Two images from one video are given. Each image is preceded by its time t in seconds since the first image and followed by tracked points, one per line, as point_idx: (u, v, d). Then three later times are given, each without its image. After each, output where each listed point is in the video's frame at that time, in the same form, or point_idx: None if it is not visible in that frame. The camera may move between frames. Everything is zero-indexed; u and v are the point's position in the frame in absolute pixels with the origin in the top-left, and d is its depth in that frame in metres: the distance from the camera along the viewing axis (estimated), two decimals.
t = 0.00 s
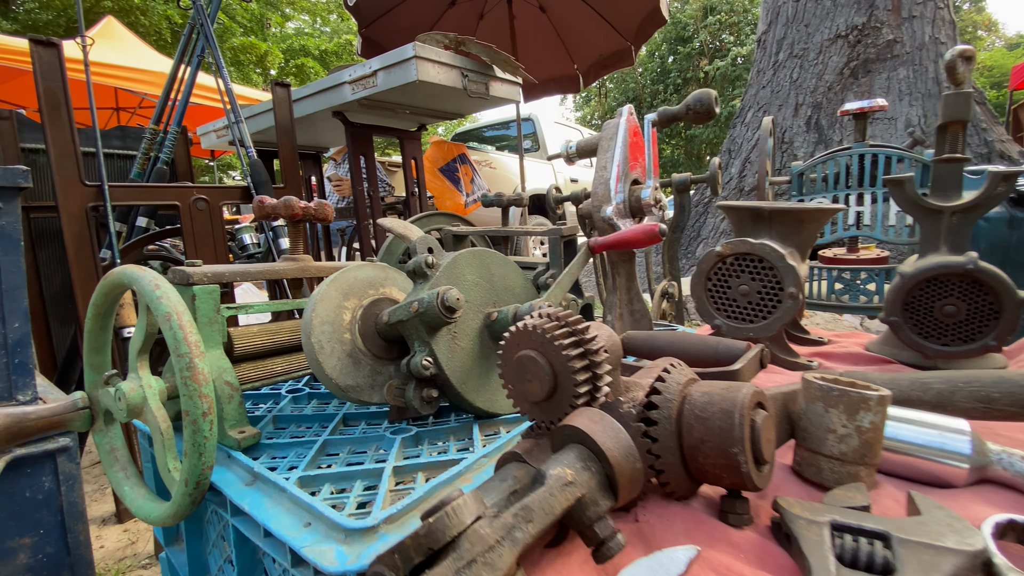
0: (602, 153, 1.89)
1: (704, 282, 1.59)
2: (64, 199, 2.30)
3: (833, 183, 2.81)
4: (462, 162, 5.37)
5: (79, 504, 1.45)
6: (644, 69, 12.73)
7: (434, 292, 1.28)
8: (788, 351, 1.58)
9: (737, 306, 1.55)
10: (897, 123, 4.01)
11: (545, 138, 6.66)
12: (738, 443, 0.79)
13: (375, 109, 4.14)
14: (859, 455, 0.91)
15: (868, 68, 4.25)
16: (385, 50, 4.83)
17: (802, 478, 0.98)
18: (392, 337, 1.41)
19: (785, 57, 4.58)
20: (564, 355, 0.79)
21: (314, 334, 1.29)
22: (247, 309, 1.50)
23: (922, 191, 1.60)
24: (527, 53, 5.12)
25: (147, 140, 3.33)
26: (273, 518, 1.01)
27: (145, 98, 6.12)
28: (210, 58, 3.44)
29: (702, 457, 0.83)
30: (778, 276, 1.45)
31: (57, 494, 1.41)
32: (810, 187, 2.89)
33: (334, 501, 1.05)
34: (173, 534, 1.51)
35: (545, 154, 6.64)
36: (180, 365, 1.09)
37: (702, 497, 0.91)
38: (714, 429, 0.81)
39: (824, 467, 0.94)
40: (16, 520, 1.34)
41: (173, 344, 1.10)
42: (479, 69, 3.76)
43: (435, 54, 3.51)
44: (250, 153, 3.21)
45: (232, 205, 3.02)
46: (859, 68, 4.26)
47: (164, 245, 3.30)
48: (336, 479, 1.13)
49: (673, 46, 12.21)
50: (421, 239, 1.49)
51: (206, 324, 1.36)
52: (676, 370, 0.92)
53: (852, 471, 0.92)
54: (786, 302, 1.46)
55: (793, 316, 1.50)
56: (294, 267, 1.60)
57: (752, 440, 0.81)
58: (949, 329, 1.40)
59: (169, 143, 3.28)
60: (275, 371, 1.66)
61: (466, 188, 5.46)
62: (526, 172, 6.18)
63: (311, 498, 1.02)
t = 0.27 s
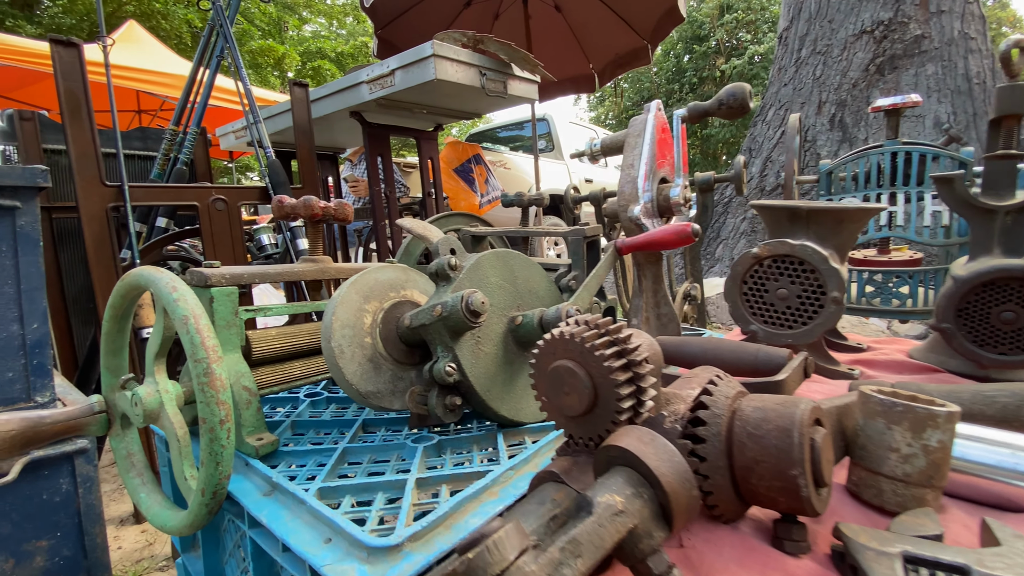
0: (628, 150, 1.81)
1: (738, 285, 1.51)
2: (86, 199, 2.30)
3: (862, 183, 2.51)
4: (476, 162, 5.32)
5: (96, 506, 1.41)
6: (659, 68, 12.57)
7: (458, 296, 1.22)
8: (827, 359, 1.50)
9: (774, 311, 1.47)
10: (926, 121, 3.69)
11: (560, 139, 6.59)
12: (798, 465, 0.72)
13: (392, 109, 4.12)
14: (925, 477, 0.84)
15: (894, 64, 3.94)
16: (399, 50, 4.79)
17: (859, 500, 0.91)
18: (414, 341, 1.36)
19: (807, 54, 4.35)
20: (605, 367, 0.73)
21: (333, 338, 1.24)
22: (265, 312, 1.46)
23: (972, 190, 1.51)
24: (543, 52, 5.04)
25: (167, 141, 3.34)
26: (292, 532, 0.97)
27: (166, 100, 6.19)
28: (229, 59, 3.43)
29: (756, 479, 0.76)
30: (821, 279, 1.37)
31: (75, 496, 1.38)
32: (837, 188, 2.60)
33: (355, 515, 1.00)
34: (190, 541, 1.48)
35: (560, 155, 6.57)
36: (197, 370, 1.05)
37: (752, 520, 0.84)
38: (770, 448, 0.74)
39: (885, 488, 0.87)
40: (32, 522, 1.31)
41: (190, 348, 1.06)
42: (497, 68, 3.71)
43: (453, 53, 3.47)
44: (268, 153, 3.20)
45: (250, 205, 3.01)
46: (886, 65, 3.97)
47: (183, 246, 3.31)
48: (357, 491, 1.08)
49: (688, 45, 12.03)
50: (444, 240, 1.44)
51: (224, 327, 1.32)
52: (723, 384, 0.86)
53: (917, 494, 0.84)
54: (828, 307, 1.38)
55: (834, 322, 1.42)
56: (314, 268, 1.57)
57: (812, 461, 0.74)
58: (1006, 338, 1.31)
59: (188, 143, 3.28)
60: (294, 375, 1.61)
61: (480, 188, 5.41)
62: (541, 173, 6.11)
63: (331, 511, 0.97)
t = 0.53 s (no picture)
0: (660, 146, 1.73)
1: (781, 287, 1.43)
2: (108, 199, 2.28)
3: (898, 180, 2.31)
4: (492, 162, 5.26)
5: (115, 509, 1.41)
6: (676, 67, 12.39)
7: (487, 297, 1.16)
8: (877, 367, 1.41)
9: (820, 315, 1.38)
10: (958, 118, 3.41)
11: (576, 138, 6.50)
12: (879, 490, 0.65)
13: (412, 109, 4.08)
14: (1014, 502, 0.75)
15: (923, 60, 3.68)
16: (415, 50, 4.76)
17: (933, 525, 0.82)
18: (440, 345, 1.31)
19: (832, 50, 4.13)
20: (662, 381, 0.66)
21: (357, 341, 1.19)
22: (286, 313, 1.42)
23: None
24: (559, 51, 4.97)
25: (188, 141, 3.34)
26: (315, 548, 0.91)
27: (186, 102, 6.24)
28: (249, 58, 3.39)
29: (830, 504, 0.68)
30: (872, 281, 1.29)
31: (94, 499, 1.37)
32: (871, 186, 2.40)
33: (382, 530, 0.94)
34: (209, 547, 1.44)
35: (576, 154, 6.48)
36: (217, 374, 1.00)
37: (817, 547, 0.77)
38: (846, 471, 0.67)
39: (966, 514, 0.78)
40: (52, 524, 1.31)
41: (210, 352, 1.01)
42: (518, 64, 3.64)
43: (474, 50, 3.41)
44: (288, 153, 3.18)
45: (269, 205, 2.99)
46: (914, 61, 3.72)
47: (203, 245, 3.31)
48: (383, 504, 1.02)
49: (705, 43, 11.82)
50: (470, 239, 1.38)
51: (244, 329, 1.28)
52: (785, 397, 0.79)
53: (1003, 521, 0.76)
54: (880, 312, 1.29)
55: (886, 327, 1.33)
56: (336, 269, 1.52)
57: (893, 485, 0.66)
58: None
59: (209, 143, 3.27)
60: (315, 379, 1.57)
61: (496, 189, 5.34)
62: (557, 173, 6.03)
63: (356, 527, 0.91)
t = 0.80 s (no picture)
0: (700, 140, 1.65)
1: (836, 289, 1.34)
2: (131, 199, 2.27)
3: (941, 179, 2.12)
4: (508, 162, 5.20)
5: (136, 512, 1.41)
6: (693, 66, 12.19)
7: (525, 300, 1.09)
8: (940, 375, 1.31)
9: (879, 319, 1.29)
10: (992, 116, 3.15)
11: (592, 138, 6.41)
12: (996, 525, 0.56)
13: (432, 108, 4.04)
14: None
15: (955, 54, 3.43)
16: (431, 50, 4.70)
17: None
18: (472, 350, 1.24)
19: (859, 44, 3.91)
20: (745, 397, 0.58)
21: (388, 346, 1.13)
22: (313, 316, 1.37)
23: None
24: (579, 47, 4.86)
25: (210, 142, 3.34)
26: (346, 569, 0.85)
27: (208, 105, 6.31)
28: (270, 58, 3.36)
29: (934, 539, 0.60)
30: (940, 284, 1.19)
31: (116, 501, 1.37)
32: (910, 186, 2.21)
33: (416, 551, 0.88)
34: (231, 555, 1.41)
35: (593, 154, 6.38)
36: (243, 381, 0.95)
37: None
38: (954, 502, 0.58)
39: None
40: (73, 528, 1.31)
41: (235, 357, 0.96)
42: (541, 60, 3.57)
43: (496, 46, 3.34)
44: (309, 153, 3.15)
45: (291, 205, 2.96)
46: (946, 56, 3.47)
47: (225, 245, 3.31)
48: (416, 521, 0.96)
49: (723, 40, 11.60)
50: (504, 238, 1.31)
51: (270, 332, 1.23)
52: (872, 415, 0.71)
53: None
54: (949, 317, 1.18)
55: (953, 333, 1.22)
56: (363, 270, 1.46)
57: (1010, 519, 0.58)
58: None
59: (230, 143, 3.26)
60: (342, 385, 1.52)
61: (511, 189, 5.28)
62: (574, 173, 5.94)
63: (390, 547, 0.85)
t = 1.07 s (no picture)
0: (736, 134, 1.56)
1: (886, 292, 1.25)
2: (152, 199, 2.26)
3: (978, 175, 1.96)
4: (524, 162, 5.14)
5: (156, 515, 1.38)
6: (709, 63, 11.99)
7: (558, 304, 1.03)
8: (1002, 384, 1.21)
9: (935, 324, 1.20)
10: None
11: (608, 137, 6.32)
12: None
13: (451, 106, 4.01)
14: None
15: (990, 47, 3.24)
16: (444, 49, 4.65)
17: None
18: (500, 356, 1.18)
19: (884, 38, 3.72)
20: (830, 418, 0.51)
21: (413, 352, 1.08)
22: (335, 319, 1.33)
23: None
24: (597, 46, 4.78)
25: (230, 142, 3.33)
26: None
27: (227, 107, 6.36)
28: (289, 56, 3.33)
29: None
30: (1006, 287, 1.10)
31: (136, 504, 1.34)
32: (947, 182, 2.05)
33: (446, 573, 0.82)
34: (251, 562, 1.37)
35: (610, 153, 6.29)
36: (264, 389, 0.90)
37: None
38: None
39: None
40: (93, 531, 1.28)
41: (257, 364, 0.91)
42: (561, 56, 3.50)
43: (516, 42, 3.28)
44: (327, 152, 3.13)
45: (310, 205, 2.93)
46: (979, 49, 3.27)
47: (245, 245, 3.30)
48: (445, 538, 0.90)
49: (741, 37, 11.39)
50: (532, 238, 1.25)
51: (292, 335, 1.19)
52: (961, 435, 0.63)
53: None
54: (1015, 322, 1.09)
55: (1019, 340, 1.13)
56: (386, 271, 1.41)
57: None
58: None
59: (249, 143, 3.26)
60: (364, 390, 1.48)
61: (527, 188, 5.23)
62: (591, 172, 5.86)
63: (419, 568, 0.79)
